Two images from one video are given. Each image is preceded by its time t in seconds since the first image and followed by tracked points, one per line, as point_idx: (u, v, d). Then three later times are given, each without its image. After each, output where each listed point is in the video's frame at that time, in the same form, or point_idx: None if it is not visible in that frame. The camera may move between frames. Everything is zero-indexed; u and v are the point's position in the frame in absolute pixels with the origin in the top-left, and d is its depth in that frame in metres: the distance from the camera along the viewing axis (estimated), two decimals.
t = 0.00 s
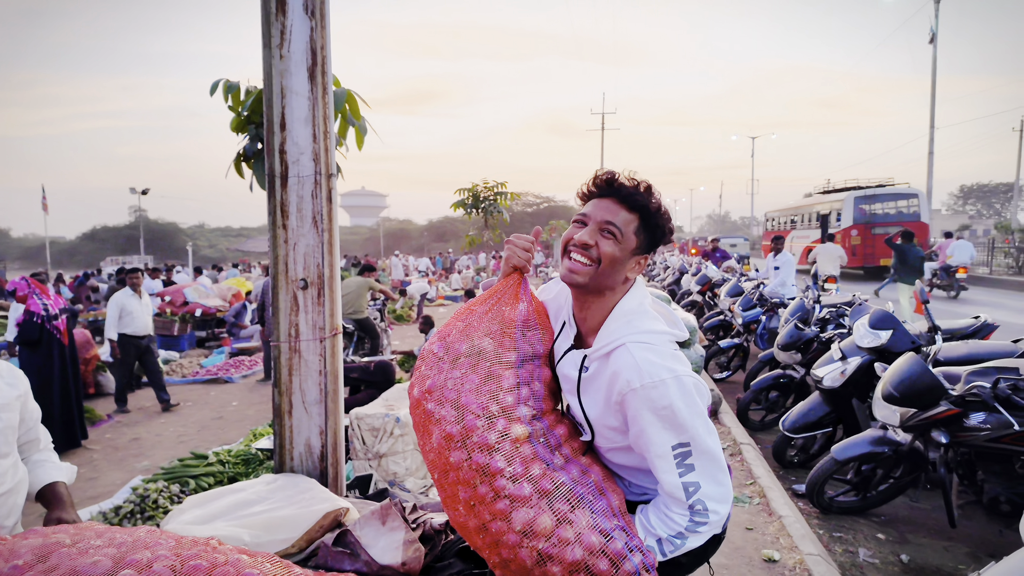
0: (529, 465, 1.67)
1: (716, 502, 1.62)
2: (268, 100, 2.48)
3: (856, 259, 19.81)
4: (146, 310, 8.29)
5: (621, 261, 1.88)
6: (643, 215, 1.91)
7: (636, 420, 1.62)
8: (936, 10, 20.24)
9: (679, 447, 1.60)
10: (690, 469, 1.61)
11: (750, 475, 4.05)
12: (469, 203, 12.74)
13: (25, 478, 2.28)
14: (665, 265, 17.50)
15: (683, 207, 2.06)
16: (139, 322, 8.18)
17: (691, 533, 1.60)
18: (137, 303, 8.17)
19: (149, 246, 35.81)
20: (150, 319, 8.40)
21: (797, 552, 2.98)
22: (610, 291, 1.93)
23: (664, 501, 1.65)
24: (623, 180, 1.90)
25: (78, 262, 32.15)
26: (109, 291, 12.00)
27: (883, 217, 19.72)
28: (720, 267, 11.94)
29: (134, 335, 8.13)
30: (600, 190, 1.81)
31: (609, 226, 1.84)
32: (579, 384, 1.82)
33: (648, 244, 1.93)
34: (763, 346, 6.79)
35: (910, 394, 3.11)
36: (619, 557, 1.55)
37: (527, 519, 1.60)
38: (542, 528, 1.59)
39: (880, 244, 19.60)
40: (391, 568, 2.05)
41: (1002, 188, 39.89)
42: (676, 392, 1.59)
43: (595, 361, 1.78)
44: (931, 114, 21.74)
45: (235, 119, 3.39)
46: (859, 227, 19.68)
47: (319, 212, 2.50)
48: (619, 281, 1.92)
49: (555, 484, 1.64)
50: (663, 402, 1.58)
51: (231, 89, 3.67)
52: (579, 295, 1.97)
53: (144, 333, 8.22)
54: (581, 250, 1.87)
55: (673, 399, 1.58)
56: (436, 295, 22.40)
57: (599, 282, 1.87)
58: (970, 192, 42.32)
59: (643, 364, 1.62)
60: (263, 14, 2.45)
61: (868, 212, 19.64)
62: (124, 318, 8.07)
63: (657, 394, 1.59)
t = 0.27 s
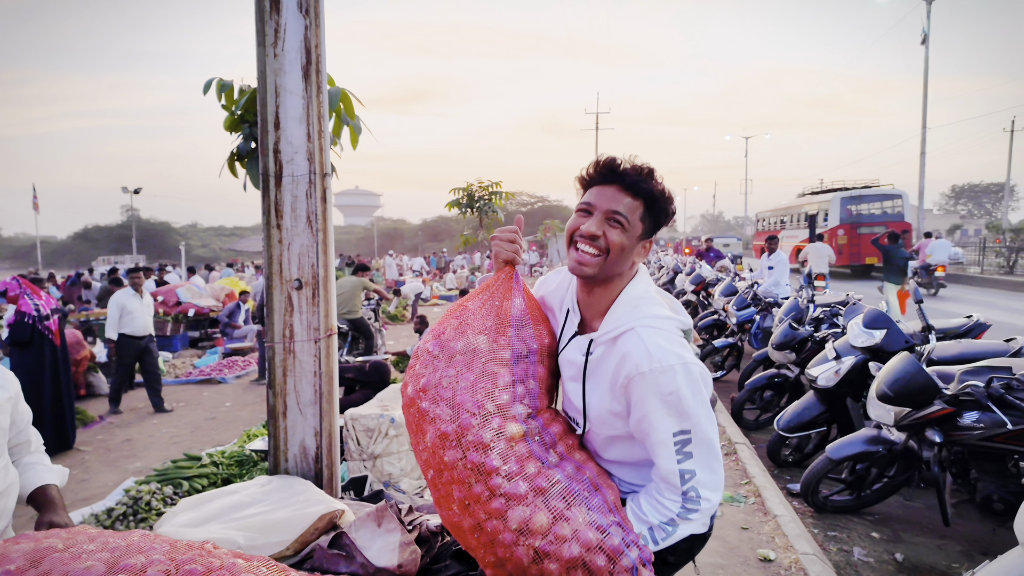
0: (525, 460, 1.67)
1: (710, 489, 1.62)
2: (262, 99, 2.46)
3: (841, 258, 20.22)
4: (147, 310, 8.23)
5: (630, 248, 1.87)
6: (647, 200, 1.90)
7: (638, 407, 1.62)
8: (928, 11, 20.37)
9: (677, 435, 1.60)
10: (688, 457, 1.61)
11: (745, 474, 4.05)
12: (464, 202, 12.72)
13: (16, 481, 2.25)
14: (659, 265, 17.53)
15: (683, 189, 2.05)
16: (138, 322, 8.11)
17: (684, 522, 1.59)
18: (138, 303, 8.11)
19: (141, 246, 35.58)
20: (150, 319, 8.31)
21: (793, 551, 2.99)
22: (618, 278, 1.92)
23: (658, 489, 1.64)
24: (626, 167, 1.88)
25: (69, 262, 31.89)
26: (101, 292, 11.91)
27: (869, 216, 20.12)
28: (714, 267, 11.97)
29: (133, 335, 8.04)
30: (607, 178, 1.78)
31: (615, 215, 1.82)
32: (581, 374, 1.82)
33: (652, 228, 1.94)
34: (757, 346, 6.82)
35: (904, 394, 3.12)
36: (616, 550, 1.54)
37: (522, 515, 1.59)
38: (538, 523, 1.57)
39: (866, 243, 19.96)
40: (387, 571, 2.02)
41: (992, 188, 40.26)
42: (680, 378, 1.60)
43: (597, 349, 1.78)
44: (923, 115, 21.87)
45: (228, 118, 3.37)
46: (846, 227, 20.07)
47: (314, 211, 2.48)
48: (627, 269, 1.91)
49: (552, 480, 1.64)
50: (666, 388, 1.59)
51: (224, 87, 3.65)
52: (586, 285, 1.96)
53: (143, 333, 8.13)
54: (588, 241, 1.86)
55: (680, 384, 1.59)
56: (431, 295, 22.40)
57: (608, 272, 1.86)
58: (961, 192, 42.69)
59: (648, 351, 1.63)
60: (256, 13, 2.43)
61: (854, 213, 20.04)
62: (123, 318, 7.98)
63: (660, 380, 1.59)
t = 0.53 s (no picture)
0: (522, 425, 1.66)
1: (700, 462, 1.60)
2: (256, 98, 2.44)
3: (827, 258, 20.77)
4: (146, 308, 8.18)
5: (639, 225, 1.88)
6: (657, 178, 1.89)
7: (635, 370, 1.61)
8: (919, 12, 20.51)
9: (672, 401, 1.59)
10: (682, 424, 1.60)
11: (740, 474, 4.06)
12: (458, 202, 12.70)
13: (6, 485, 2.21)
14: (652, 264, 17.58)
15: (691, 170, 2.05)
16: (138, 320, 8.04)
17: (673, 491, 1.58)
18: (137, 300, 8.06)
19: (132, 246, 35.32)
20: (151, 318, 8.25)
21: (790, 551, 3.00)
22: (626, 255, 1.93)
23: (648, 459, 1.63)
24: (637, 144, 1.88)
25: (59, 262, 31.62)
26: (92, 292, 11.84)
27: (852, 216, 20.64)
28: (707, 267, 12.01)
29: (132, 333, 7.95)
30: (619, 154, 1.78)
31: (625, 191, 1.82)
32: (579, 340, 1.79)
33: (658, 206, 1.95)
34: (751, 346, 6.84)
35: (899, 393, 3.14)
36: (612, 513, 1.52)
37: (519, 476, 1.57)
38: (535, 484, 1.55)
39: (849, 242, 20.50)
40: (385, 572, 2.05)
41: (981, 189, 40.69)
42: (677, 343, 1.59)
43: (595, 316, 1.77)
44: (914, 115, 22.02)
45: (221, 117, 3.35)
46: (831, 227, 20.60)
47: (309, 211, 2.46)
48: (634, 247, 1.91)
49: (549, 443, 1.63)
50: (664, 352, 1.59)
51: (217, 86, 3.62)
52: (590, 262, 1.95)
53: (144, 332, 8.05)
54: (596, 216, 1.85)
55: (677, 350, 1.58)
56: (425, 295, 22.47)
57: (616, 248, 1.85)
58: (951, 193, 43.09)
59: (648, 315, 1.62)
60: (251, 11, 2.41)
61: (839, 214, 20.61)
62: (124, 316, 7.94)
63: (660, 344, 1.59)
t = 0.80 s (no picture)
0: (517, 373, 1.62)
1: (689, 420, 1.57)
2: (252, 98, 2.42)
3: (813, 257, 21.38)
4: (145, 307, 8.18)
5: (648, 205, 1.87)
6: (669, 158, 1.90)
7: (631, 323, 1.59)
8: (911, 14, 20.65)
9: (666, 356, 1.56)
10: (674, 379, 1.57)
11: (738, 475, 4.07)
12: (453, 202, 12.68)
13: None
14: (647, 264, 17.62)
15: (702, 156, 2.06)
16: (136, 320, 8.05)
17: (662, 447, 1.54)
18: (136, 300, 8.06)
19: (124, 246, 35.09)
20: (149, 317, 8.25)
21: (789, 552, 3.00)
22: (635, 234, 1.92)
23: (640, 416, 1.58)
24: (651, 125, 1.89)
25: (50, 262, 31.38)
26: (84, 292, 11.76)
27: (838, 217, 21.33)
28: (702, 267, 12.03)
29: (131, 332, 7.98)
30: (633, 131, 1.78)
31: (638, 166, 1.82)
32: (579, 301, 1.76)
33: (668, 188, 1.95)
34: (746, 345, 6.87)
35: (895, 393, 3.16)
36: (605, 459, 1.46)
37: (510, 417, 1.52)
38: (527, 426, 1.49)
39: (835, 242, 21.16)
40: None
41: (971, 189, 41.07)
42: (674, 298, 1.59)
43: (597, 276, 1.75)
44: (906, 116, 22.16)
45: (215, 116, 3.33)
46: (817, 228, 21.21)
47: (305, 211, 2.43)
48: (644, 226, 1.90)
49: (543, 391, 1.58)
50: (661, 305, 1.57)
51: (211, 85, 3.59)
52: (597, 240, 1.94)
53: (142, 331, 8.08)
54: (608, 192, 1.85)
55: (675, 304, 1.57)
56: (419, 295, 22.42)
57: (627, 225, 1.85)
58: (941, 193, 43.44)
59: (646, 272, 1.62)
60: (246, 8, 2.39)
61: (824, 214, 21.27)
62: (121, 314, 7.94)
63: (658, 297, 1.58)
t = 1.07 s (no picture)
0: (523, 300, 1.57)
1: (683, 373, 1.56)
2: (250, 98, 2.40)
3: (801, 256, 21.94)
4: (142, 308, 8.13)
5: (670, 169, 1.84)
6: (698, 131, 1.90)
7: (644, 271, 1.57)
8: (903, 16, 20.81)
9: (673, 307, 1.56)
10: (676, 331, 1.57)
11: (736, 476, 4.07)
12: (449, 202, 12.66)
13: None
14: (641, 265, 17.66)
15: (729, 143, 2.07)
16: (134, 321, 7.99)
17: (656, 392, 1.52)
18: (133, 301, 7.99)
19: (116, 246, 34.86)
20: (147, 317, 8.21)
21: (788, 554, 3.00)
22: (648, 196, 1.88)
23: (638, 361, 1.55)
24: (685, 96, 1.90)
25: (41, 262, 31.14)
26: (76, 293, 11.68)
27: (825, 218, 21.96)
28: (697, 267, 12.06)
29: (131, 334, 7.94)
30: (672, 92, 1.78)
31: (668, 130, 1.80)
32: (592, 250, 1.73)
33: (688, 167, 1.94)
34: (742, 346, 6.89)
35: (893, 394, 3.18)
36: (605, 390, 1.43)
37: (516, 335, 1.46)
38: (532, 345, 1.44)
39: (822, 241, 21.81)
40: None
41: (963, 190, 41.40)
42: (689, 256, 1.60)
43: (614, 224, 1.72)
44: (899, 117, 22.30)
45: (210, 116, 3.30)
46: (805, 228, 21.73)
47: (304, 212, 2.41)
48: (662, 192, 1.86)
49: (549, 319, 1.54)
50: (677, 259, 1.58)
51: (206, 84, 3.56)
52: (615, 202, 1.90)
53: (142, 332, 8.05)
54: (634, 152, 1.83)
55: (688, 257, 1.58)
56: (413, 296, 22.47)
57: (649, 186, 1.81)
58: (933, 194, 43.75)
59: (667, 226, 1.62)
60: (244, 7, 2.37)
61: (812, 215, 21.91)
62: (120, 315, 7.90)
63: (674, 249, 1.59)
